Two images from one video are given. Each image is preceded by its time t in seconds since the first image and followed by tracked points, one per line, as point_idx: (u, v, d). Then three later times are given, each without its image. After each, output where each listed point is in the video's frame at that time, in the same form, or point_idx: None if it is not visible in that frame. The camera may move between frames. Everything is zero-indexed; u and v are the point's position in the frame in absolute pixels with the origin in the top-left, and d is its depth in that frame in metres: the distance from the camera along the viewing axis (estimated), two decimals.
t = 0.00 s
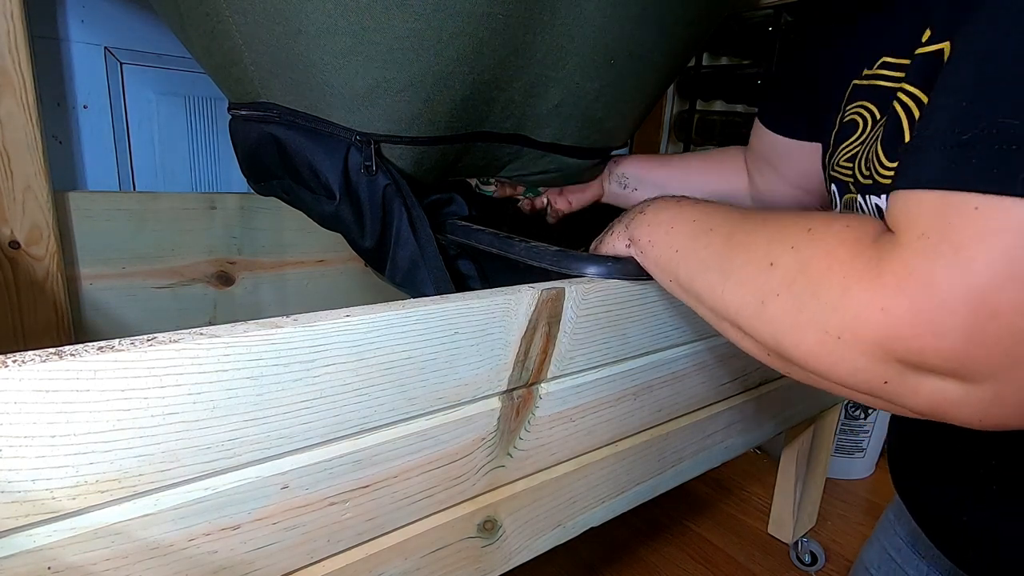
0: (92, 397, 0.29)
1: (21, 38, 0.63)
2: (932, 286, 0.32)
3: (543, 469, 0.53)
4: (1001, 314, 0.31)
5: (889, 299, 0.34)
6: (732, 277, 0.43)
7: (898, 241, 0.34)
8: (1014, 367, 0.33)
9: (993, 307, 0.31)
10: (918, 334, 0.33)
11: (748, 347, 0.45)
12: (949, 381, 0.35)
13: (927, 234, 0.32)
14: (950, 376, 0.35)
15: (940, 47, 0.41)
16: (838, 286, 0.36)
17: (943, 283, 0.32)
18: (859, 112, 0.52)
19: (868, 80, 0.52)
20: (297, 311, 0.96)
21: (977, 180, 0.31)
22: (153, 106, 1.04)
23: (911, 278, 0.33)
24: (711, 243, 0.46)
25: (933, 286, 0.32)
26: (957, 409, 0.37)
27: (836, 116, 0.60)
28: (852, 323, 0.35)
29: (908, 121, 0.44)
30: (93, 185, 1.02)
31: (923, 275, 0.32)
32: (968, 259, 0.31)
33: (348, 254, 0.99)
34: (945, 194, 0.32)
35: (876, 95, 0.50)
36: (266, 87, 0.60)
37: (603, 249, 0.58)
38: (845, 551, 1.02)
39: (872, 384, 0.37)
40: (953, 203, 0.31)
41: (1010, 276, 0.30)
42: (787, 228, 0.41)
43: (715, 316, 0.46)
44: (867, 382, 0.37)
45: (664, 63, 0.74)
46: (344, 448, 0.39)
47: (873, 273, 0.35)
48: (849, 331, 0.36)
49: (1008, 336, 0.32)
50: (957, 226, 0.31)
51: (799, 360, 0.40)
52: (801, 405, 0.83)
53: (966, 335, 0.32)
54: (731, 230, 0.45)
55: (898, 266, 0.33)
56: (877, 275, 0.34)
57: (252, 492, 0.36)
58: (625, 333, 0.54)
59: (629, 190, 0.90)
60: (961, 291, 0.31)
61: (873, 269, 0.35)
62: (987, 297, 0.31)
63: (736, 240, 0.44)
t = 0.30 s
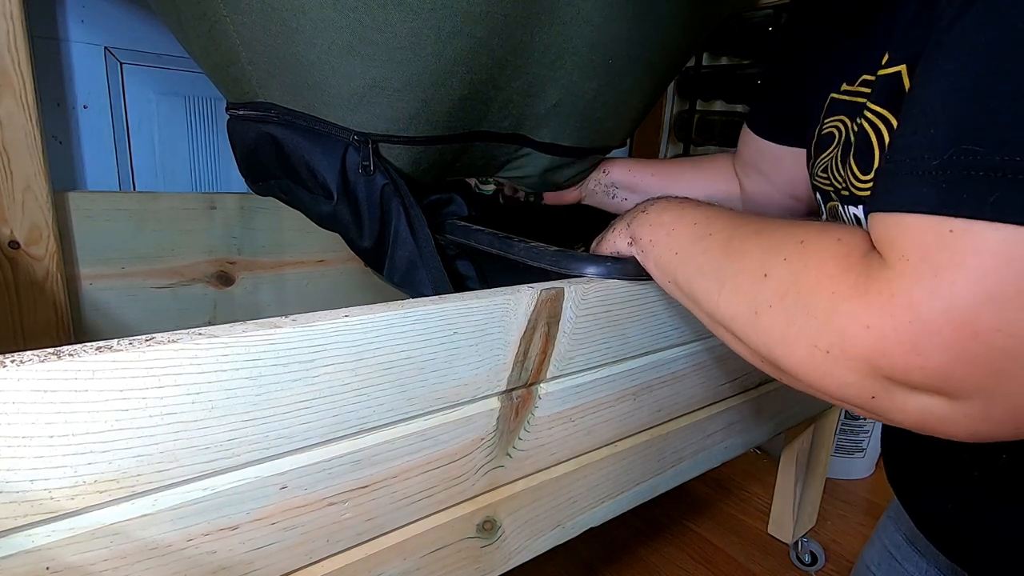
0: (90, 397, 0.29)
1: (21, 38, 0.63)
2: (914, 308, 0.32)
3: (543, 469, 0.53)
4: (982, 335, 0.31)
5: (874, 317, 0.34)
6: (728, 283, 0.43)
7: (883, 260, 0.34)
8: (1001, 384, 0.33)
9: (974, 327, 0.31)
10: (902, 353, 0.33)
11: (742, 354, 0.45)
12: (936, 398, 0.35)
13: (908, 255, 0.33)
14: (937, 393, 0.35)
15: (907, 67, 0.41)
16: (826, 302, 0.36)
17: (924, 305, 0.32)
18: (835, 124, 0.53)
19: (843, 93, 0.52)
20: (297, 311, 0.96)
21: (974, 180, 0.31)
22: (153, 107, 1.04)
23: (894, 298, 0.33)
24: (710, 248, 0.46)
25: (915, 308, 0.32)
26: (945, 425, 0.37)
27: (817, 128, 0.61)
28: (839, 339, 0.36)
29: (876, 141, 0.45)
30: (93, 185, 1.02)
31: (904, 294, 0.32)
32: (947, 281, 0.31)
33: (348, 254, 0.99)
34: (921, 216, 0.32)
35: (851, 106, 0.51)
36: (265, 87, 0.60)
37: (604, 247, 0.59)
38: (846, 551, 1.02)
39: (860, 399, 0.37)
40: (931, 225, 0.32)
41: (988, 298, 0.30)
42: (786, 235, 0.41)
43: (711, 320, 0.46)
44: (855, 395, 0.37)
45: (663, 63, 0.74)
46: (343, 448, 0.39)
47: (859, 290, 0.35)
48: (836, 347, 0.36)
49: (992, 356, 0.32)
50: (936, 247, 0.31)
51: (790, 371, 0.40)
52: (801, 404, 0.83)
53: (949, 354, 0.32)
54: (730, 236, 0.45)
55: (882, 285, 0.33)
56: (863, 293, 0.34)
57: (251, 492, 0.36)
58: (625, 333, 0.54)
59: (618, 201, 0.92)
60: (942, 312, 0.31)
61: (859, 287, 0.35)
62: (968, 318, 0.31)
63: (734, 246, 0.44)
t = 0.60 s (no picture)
0: (91, 397, 0.29)
1: (21, 38, 0.63)
2: (921, 294, 0.32)
3: (543, 469, 0.53)
4: (989, 322, 0.31)
5: (880, 305, 0.34)
6: (729, 281, 0.43)
7: (889, 249, 0.34)
8: (1007, 372, 0.33)
9: (980, 314, 0.31)
10: (908, 341, 0.33)
11: (744, 350, 0.45)
12: (941, 387, 0.35)
13: (914, 243, 0.33)
14: (941, 382, 0.35)
15: (911, 65, 0.41)
16: (831, 293, 0.36)
17: (931, 291, 0.32)
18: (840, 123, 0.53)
19: (846, 94, 0.52)
20: (297, 311, 0.96)
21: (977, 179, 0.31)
22: (153, 107, 1.04)
23: (900, 286, 0.33)
24: (711, 246, 0.46)
25: (921, 295, 0.32)
26: (950, 414, 0.36)
27: (820, 129, 0.61)
28: (844, 330, 0.35)
29: (883, 139, 0.44)
30: (93, 185, 1.01)
31: (911, 281, 0.32)
32: (953, 268, 0.31)
33: (348, 254, 0.99)
34: (927, 204, 0.32)
35: (853, 106, 0.51)
36: (266, 87, 0.60)
37: (605, 248, 0.59)
38: (846, 551, 1.02)
39: (864, 390, 0.37)
40: (937, 212, 0.32)
41: (994, 284, 0.30)
42: (787, 233, 0.41)
43: (712, 317, 0.46)
44: (860, 388, 0.37)
45: (664, 63, 0.74)
46: (343, 448, 0.39)
47: (864, 280, 0.35)
48: (841, 337, 0.36)
49: (998, 343, 0.32)
50: (942, 234, 0.31)
51: (794, 366, 0.40)
52: (801, 405, 0.83)
53: (956, 342, 0.32)
54: (730, 235, 0.45)
55: (888, 273, 0.33)
56: (869, 282, 0.34)
57: (251, 492, 0.36)
58: (625, 333, 0.54)
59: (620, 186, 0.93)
60: (948, 300, 0.31)
61: (865, 276, 0.35)
62: (974, 305, 0.31)
63: (735, 244, 0.44)
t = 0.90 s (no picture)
0: (91, 397, 0.29)
1: (21, 37, 0.63)
2: (914, 288, 0.32)
3: (543, 469, 0.53)
4: (982, 316, 0.31)
5: (873, 300, 0.34)
6: (725, 279, 0.43)
7: (883, 243, 0.34)
8: (1002, 368, 0.33)
9: (973, 309, 0.31)
10: (901, 335, 0.33)
11: (741, 348, 0.45)
12: (935, 382, 0.35)
13: (907, 237, 0.33)
14: (935, 377, 0.34)
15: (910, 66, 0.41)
16: (826, 289, 0.36)
17: (924, 285, 0.32)
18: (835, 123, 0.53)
19: (844, 94, 0.52)
20: (297, 311, 0.96)
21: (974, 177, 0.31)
22: (153, 107, 1.04)
23: (893, 281, 0.33)
24: (706, 245, 0.46)
25: (914, 288, 0.32)
26: (944, 410, 0.36)
27: (819, 129, 0.61)
28: (839, 325, 0.35)
29: (880, 139, 0.45)
30: (93, 185, 1.01)
31: (904, 275, 0.32)
32: (946, 261, 0.31)
33: (348, 254, 0.99)
34: (920, 199, 0.32)
35: (851, 107, 0.51)
36: (266, 87, 0.60)
37: (603, 248, 0.59)
38: (846, 551, 1.02)
39: (860, 387, 0.37)
40: (929, 206, 0.32)
41: (986, 278, 0.30)
42: (782, 232, 0.41)
43: (708, 316, 0.46)
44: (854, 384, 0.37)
45: (665, 62, 0.74)
46: (343, 448, 0.39)
47: (858, 274, 0.35)
48: (835, 332, 0.36)
49: (992, 337, 0.32)
50: (934, 228, 0.31)
51: (790, 363, 0.40)
52: (801, 404, 0.83)
53: (949, 336, 0.32)
54: (725, 234, 0.45)
55: (881, 267, 0.33)
56: (862, 277, 0.34)
57: (251, 492, 0.36)
58: (625, 333, 0.54)
59: (618, 182, 0.94)
60: (941, 293, 0.31)
61: (859, 270, 0.35)
62: (966, 299, 0.31)
63: (730, 243, 0.44)
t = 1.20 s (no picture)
0: (91, 397, 0.29)
1: (21, 38, 0.63)
2: (917, 294, 0.32)
3: (543, 469, 0.53)
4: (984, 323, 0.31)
5: (876, 305, 0.34)
6: (725, 280, 0.43)
7: (885, 248, 0.34)
8: (1004, 373, 0.33)
9: (976, 315, 0.31)
10: (903, 340, 0.33)
11: (741, 350, 0.45)
12: (937, 387, 0.35)
13: (909, 242, 0.33)
14: (937, 382, 0.34)
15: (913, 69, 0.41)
16: (828, 293, 0.36)
17: (927, 291, 0.32)
18: (837, 124, 0.53)
19: (845, 95, 0.52)
20: (297, 311, 0.96)
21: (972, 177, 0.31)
22: (153, 106, 1.04)
23: (896, 286, 0.33)
24: (707, 246, 0.46)
25: (918, 294, 0.32)
26: (945, 414, 0.36)
27: (820, 129, 0.61)
28: (841, 329, 0.35)
29: (884, 140, 0.45)
30: (93, 185, 1.01)
31: (907, 281, 0.32)
32: (948, 267, 0.31)
33: (348, 254, 0.99)
34: (923, 204, 0.32)
35: (852, 108, 0.51)
36: (266, 87, 0.60)
37: (603, 248, 0.59)
38: (846, 551, 1.02)
39: (861, 391, 0.37)
40: (933, 212, 0.32)
41: (989, 284, 0.30)
42: (785, 234, 0.41)
43: (709, 317, 0.46)
44: (856, 388, 0.37)
45: (665, 63, 0.74)
46: (343, 448, 0.39)
47: (860, 279, 0.35)
48: (837, 336, 0.36)
49: (994, 343, 0.32)
50: (938, 234, 0.31)
51: (791, 366, 0.40)
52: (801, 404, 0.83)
53: (951, 342, 0.32)
54: (726, 236, 0.45)
55: (884, 273, 0.33)
56: (865, 281, 0.34)
57: (251, 492, 0.36)
58: (625, 334, 0.54)
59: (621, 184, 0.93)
60: (943, 300, 0.31)
61: (861, 275, 0.35)
62: (969, 305, 0.31)
63: (731, 245, 0.44)
